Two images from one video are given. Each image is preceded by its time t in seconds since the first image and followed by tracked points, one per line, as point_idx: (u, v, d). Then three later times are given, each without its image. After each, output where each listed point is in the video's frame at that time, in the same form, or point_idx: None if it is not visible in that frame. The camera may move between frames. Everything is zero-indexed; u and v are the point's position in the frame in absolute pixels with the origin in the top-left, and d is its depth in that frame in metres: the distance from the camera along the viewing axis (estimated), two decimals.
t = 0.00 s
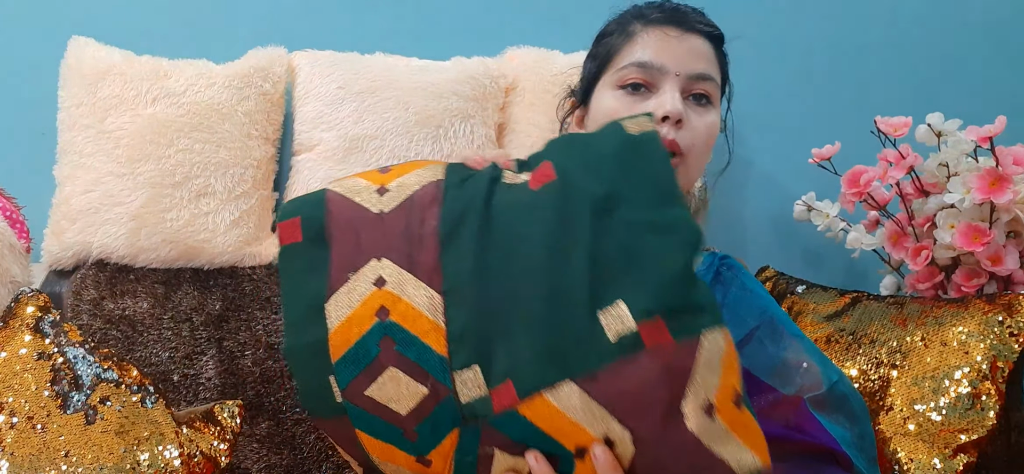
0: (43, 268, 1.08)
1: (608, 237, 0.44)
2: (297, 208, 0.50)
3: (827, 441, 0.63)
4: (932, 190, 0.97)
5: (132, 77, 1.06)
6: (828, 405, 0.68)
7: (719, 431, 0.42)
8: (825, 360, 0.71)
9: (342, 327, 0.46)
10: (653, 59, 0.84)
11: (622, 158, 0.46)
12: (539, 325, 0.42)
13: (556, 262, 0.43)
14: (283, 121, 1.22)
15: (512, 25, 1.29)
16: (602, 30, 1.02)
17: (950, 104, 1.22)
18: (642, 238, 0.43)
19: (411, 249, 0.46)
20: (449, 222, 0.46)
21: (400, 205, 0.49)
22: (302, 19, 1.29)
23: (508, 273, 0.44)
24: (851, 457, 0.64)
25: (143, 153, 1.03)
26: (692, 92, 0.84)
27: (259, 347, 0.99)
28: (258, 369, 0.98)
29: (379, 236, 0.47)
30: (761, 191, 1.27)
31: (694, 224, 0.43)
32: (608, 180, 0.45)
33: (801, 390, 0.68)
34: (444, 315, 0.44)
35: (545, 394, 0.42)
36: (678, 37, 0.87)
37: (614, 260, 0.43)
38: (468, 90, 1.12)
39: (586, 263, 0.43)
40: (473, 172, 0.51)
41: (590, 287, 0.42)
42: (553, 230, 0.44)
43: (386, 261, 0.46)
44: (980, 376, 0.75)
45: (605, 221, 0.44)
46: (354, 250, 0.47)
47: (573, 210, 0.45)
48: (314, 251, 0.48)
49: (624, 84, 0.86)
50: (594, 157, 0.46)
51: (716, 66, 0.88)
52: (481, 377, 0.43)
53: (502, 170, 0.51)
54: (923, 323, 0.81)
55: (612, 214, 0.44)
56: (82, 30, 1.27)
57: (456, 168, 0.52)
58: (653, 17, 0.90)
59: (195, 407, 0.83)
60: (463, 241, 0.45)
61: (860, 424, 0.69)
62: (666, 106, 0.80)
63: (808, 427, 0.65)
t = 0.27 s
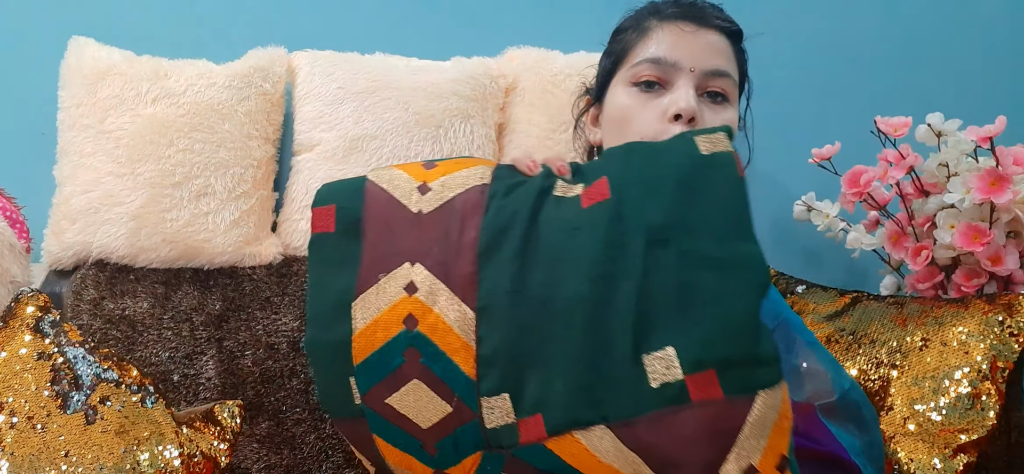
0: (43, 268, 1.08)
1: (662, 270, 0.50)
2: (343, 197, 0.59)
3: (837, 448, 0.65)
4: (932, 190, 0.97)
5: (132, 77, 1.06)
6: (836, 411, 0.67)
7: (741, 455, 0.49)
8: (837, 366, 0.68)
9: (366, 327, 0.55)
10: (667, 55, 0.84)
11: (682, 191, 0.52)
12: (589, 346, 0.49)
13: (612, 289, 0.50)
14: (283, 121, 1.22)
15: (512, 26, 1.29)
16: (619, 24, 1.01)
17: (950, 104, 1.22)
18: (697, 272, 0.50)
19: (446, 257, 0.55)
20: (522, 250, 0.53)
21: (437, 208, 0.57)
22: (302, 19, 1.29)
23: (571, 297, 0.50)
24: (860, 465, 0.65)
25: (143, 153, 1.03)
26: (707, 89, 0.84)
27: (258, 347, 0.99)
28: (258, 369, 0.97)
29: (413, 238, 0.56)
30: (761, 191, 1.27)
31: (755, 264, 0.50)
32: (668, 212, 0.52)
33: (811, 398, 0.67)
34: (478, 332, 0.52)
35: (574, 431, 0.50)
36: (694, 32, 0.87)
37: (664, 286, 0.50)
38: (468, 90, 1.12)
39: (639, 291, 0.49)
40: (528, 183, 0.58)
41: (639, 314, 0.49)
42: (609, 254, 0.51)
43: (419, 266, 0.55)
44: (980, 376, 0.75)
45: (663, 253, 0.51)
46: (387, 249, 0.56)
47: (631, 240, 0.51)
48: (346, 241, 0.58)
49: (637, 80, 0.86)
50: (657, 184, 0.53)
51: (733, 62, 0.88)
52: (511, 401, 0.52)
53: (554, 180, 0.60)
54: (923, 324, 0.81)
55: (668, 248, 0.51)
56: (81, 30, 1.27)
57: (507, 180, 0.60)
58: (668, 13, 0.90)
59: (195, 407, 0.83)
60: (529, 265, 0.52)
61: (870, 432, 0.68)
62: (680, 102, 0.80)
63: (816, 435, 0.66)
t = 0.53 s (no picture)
0: (43, 268, 1.08)
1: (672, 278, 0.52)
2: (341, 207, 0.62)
3: (840, 451, 0.66)
4: (932, 190, 0.97)
5: (132, 77, 1.06)
6: (839, 415, 0.67)
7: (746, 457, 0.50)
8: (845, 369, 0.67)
9: (368, 335, 0.57)
10: (667, 54, 0.84)
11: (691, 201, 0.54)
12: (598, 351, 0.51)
13: (622, 295, 0.52)
14: (283, 121, 1.22)
15: (512, 26, 1.29)
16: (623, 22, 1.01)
17: (950, 104, 1.22)
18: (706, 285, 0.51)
19: (453, 257, 0.58)
20: (535, 256, 0.55)
21: (440, 216, 0.60)
22: (302, 19, 1.29)
23: (581, 303, 0.52)
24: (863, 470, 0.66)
25: (143, 154, 1.03)
26: (707, 86, 0.83)
27: (258, 347, 0.99)
28: (257, 369, 0.97)
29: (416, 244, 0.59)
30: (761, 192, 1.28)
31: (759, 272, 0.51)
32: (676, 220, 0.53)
33: (816, 401, 0.66)
34: (486, 334, 0.54)
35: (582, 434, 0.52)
36: (695, 29, 0.87)
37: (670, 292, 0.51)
38: (468, 90, 1.12)
39: (647, 296, 0.51)
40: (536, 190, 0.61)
41: (646, 319, 0.51)
42: (620, 261, 0.53)
43: (422, 271, 0.58)
44: (980, 376, 0.75)
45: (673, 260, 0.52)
46: (388, 256, 0.59)
47: (641, 248, 0.53)
48: (347, 249, 0.60)
49: (636, 78, 0.86)
50: (665, 192, 0.55)
51: (735, 61, 0.87)
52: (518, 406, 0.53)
53: (557, 187, 0.63)
54: (923, 324, 0.81)
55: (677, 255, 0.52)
56: (82, 31, 1.27)
57: (519, 191, 0.62)
58: (670, 11, 0.90)
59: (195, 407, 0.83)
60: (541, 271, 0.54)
61: (874, 436, 0.68)
62: (677, 100, 0.80)
63: (821, 440, 0.67)
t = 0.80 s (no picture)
0: (43, 269, 1.08)
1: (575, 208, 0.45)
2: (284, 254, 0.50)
3: (837, 453, 0.61)
4: (932, 190, 0.97)
5: (132, 77, 1.06)
6: (840, 416, 0.66)
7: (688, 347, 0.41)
8: (840, 367, 0.71)
9: (337, 341, 0.45)
10: (673, 55, 0.84)
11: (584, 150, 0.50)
12: (531, 288, 0.43)
13: (540, 236, 0.44)
14: (283, 120, 1.22)
15: (512, 25, 1.29)
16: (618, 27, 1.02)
17: (950, 104, 1.22)
18: (608, 212, 0.45)
19: (398, 261, 0.46)
20: (431, 226, 0.47)
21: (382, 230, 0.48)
22: (302, 19, 1.29)
23: (485, 246, 0.45)
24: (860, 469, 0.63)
25: (143, 154, 1.03)
26: (713, 89, 0.84)
27: (259, 347, 0.99)
28: (258, 369, 0.98)
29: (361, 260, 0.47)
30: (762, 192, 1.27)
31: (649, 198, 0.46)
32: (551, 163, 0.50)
33: (817, 400, 0.66)
34: (436, 305, 0.44)
35: (544, 351, 0.41)
36: (699, 32, 0.87)
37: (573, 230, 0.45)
38: (468, 90, 1.12)
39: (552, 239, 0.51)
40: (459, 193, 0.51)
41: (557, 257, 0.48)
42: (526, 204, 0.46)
43: (376, 276, 0.46)
44: (980, 376, 0.75)
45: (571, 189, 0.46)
46: (341, 273, 0.47)
47: (538, 193, 0.47)
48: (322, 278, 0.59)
49: (642, 80, 0.85)
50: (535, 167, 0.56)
51: (738, 63, 0.88)
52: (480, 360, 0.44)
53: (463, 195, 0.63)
54: (923, 324, 0.81)
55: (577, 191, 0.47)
56: (82, 30, 1.28)
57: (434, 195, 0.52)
58: (672, 13, 0.91)
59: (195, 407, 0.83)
60: (447, 229, 0.47)
61: (873, 436, 0.67)
62: (686, 103, 0.80)
63: (819, 440, 0.62)
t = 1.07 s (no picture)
0: (43, 269, 1.08)
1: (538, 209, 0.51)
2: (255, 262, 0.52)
3: (833, 449, 0.63)
4: (932, 190, 0.97)
5: (131, 77, 1.06)
6: (833, 413, 0.67)
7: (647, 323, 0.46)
8: (835, 366, 0.69)
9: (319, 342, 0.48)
10: (653, 59, 0.84)
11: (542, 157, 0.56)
12: (499, 276, 0.47)
13: (507, 232, 0.49)
14: (283, 120, 1.22)
15: (512, 25, 1.29)
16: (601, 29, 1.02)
17: (949, 105, 1.22)
18: (567, 212, 0.50)
19: (374, 261, 0.50)
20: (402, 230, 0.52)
21: (356, 234, 0.52)
22: (302, 19, 1.29)
23: (456, 242, 0.50)
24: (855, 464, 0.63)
25: (143, 154, 1.03)
26: (695, 90, 0.84)
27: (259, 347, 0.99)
28: (258, 369, 0.98)
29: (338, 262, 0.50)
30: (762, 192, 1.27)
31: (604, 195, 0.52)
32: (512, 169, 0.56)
33: (807, 398, 0.67)
34: (411, 301, 0.48)
35: (516, 335, 0.45)
36: (679, 35, 0.86)
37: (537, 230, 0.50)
38: (468, 90, 1.12)
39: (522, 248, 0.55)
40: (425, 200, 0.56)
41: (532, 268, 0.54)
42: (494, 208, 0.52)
43: (352, 277, 0.49)
44: (980, 376, 0.75)
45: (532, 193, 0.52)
46: (321, 276, 0.50)
47: (503, 198, 0.53)
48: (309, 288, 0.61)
49: (623, 86, 0.86)
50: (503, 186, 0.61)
51: (720, 63, 0.88)
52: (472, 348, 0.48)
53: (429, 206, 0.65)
54: (923, 324, 0.81)
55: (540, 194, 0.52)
56: (82, 30, 1.28)
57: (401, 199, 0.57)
58: (651, 16, 0.90)
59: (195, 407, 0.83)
60: (419, 230, 0.51)
61: (868, 433, 0.68)
62: (666, 107, 0.80)
63: (812, 435, 0.64)
